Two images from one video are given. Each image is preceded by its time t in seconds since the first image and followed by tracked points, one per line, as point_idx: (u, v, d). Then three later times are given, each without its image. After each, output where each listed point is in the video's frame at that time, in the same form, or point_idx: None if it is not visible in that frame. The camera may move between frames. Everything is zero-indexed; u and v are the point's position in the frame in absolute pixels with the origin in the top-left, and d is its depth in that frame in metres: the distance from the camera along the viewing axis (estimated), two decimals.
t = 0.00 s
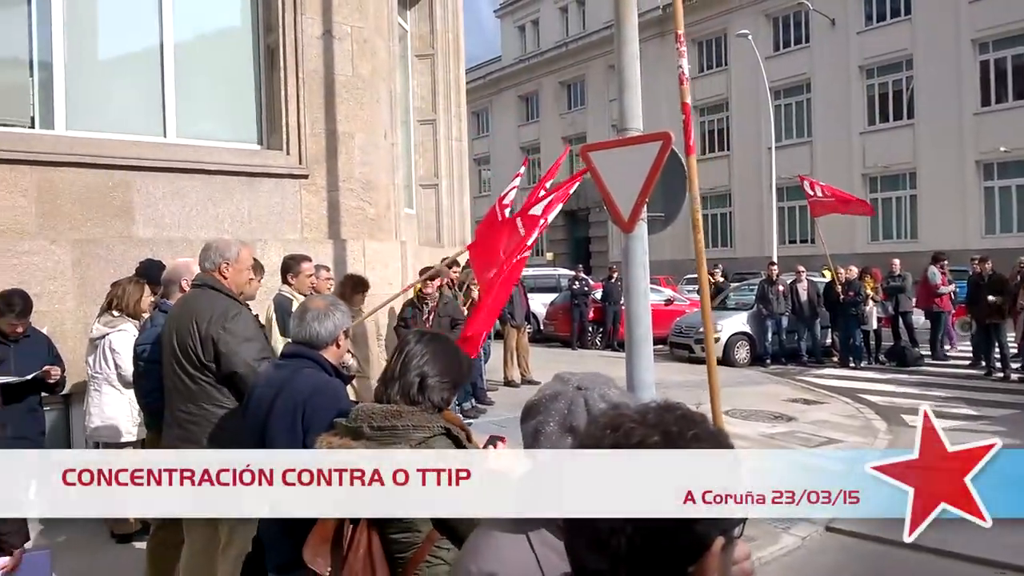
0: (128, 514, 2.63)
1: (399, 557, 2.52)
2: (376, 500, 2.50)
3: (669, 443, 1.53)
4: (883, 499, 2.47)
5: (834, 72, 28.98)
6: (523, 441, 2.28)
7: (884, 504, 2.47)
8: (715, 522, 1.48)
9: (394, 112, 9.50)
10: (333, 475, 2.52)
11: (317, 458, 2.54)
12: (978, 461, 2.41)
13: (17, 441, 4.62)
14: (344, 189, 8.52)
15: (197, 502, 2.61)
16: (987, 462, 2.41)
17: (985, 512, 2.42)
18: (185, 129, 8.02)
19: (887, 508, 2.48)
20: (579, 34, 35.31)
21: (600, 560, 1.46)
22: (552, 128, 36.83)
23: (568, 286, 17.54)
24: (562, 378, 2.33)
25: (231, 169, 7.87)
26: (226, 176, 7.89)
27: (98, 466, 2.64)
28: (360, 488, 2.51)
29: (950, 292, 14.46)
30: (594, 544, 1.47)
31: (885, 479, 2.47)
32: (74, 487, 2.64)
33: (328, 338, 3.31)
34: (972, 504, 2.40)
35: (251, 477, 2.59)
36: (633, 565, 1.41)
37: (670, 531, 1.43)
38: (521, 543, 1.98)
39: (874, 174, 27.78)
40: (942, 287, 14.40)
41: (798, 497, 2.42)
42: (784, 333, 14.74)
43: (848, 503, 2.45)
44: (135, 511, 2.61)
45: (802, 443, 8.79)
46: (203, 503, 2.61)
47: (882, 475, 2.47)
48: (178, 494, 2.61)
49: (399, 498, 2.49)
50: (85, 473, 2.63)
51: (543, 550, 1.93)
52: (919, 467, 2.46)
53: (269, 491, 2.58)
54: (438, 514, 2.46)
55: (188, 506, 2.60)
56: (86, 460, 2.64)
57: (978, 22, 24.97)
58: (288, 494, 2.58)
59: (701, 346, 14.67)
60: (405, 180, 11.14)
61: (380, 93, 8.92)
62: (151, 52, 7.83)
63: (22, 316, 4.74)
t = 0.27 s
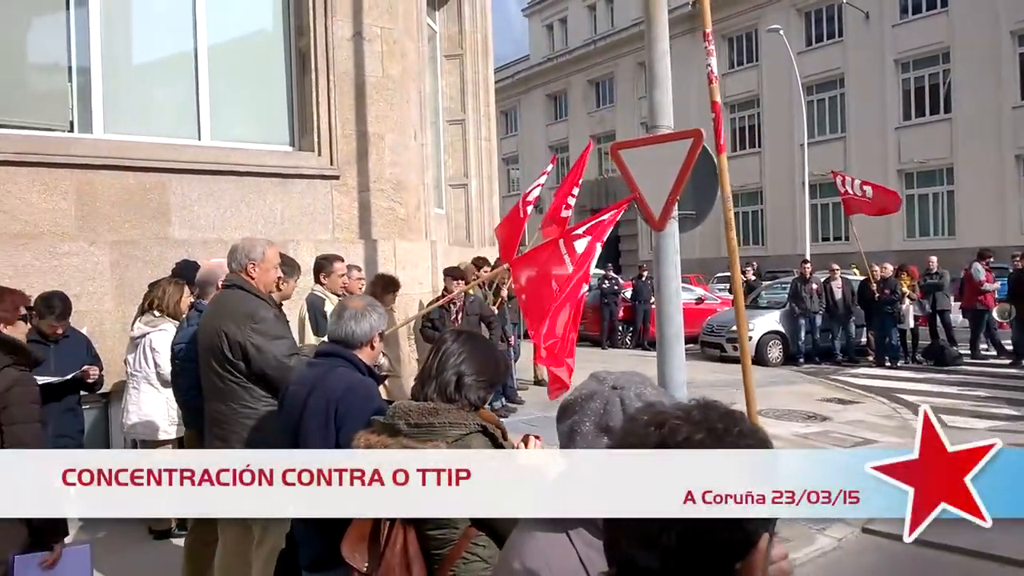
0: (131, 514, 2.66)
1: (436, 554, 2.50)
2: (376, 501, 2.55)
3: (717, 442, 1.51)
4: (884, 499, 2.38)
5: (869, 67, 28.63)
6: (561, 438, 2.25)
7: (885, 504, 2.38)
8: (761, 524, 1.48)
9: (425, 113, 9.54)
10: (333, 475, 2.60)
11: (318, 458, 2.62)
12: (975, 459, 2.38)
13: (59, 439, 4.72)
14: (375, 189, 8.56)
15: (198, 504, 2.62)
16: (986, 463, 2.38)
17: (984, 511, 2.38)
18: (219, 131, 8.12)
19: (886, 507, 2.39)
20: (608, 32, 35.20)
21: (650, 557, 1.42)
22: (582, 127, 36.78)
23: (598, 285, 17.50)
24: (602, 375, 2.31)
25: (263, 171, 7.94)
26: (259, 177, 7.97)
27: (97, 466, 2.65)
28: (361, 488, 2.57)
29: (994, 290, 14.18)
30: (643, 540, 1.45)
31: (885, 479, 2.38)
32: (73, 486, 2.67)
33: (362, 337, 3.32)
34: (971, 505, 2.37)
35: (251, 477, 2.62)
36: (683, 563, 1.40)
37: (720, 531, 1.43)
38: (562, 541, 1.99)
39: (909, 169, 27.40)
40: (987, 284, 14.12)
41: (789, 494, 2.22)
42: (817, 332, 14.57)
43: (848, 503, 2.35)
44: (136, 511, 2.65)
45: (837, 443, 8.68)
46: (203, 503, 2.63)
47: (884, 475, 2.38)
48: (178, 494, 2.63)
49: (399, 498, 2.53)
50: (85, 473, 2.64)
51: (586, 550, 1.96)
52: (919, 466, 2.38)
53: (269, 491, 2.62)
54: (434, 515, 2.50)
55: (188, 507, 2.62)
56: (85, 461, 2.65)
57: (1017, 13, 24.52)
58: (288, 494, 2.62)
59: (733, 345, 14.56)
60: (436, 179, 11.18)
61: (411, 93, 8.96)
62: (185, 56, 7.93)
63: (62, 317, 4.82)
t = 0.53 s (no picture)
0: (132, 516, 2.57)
1: (467, 551, 2.53)
2: (376, 500, 2.53)
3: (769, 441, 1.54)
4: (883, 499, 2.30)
5: (897, 62, 28.32)
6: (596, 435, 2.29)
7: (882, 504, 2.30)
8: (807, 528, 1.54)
9: (450, 112, 9.56)
10: (334, 475, 2.54)
11: (318, 458, 2.55)
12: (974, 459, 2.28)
13: (90, 437, 4.74)
14: (402, 189, 8.60)
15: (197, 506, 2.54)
16: (988, 462, 2.28)
17: (984, 511, 2.29)
18: (248, 133, 8.19)
19: (885, 506, 2.30)
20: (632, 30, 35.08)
21: (709, 554, 1.42)
22: (606, 125, 36.71)
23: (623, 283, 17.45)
24: (637, 371, 2.33)
25: (291, 172, 8.00)
26: (288, 178, 8.03)
27: (97, 466, 2.56)
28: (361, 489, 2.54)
29: None
30: (705, 540, 1.45)
31: (885, 478, 2.30)
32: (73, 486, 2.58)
33: (378, 335, 3.34)
34: (972, 505, 2.27)
35: (251, 477, 2.55)
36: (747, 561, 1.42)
37: (780, 532, 1.46)
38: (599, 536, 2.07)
39: (939, 165, 27.05)
40: None
41: (785, 494, 1.95)
42: (845, 330, 14.42)
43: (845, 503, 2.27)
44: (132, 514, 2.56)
45: (867, 441, 8.59)
46: (201, 504, 2.55)
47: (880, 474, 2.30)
48: (175, 494, 2.54)
49: (400, 498, 2.52)
50: (85, 473, 2.56)
51: (625, 545, 2.05)
52: (920, 466, 2.30)
53: (269, 491, 2.55)
54: (450, 513, 2.50)
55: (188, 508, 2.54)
56: (85, 460, 2.57)
57: None
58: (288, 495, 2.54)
59: (760, 343, 14.46)
60: (461, 179, 11.22)
61: (436, 93, 9.00)
62: (213, 59, 8.00)
63: (94, 317, 4.90)
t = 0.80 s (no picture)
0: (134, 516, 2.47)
1: (487, 552, 2.54)
2: (377, 501, 2.42)
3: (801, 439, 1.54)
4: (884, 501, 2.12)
5: (922, 59, 28.04)
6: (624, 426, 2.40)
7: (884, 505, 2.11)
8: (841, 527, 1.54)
9: (471, 112, 9.58)
10: (334, 475, 2.42)
11: (318, 457, 2.42)
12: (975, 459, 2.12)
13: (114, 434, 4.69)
14: (423, 188, 8.62)
15: (198, 506, 2.45)
16: (989, 462, 2.11)
17: (985, 511, 2.12)
18: (270, 133, 8.24)
19: (884, 508, 2.11)
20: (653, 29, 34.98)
21: (740, 554, 1.41)
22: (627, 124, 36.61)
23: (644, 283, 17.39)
24: (663, 366, 2.47)
25: (313, 171, 8.03)
26: (309, 177, 8.06)
27: (97, 465, 2.47)
28: (361, 489, 2.42)
29: None
30: (738, 542, 1.43)
31: (885, 479, 2.12)
32: (73, 487, 2.48)
33: (397, 335, 3.34)
34: (972, 505, 2.11)
35: (250, 477, 2.43)
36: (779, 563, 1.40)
37: (814, 531, 1.45)
38: (632, 533, 2.12)
39: (965, 163, 26.72)
40: None
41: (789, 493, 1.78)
42: (870, 330, 14.27)
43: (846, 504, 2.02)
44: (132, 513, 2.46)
45: (892, 443, 8.48)
46: (200, 503, 2.45)
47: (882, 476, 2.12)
48: (176, 494, 2.45)
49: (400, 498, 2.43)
50: (85, 473, 2.47)
51: (659, 541, 2.09)
52: (920, 467, 2.13)
53: (268, 491, 2.44)
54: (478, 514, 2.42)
55: (188, 508, 2.45)
56: (85, 459, 2.48)
57: None
58: (287, 495, 2.43)
59: (783, 343, 14.34)
60: (483, 179, 11.23)
61: (457, 93, 9.01)
62: (236, 60, 8.05)
63: (119, 316, 4.97)
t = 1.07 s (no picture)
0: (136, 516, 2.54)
1: (506, 553, 2.52)
2: (377, 501, 2.50)
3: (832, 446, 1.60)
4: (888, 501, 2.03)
5: (949, 61, 27.79)
6: (649, 423, 2.41)
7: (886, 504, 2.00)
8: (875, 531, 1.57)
9: (493, 114, 9.61)
10: (334, 475, 2.50)
11: (318, 458, 2.50)
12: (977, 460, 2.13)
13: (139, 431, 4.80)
14: (444, 190, 8.65)
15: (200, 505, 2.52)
16: (989, 463, 2.15)
17: (983, 512, 2.15)
18: (295, 134, 8.30)
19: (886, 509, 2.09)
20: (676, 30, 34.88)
21: (772, 555, 1.45)
22: (649, 126, 36.53)
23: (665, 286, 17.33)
24: (690, 366, 2.46)
25: (337, 173, 8.08)
26: (333, 178, 8.10)
27: (96, 466, 2.54)
28: (362, 488, 2.50)
29: None
30: (767, 542, 1.47)
31: (885, 478, 2.05)
32: (73, 487, 2.54)
33: (418, 337, 3.36)
34: (971, 505, 2.14)
35: (251, 477, 2.50)
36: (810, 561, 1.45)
37: (841, 532, 1.50)
38: (660, 532, 2.12)
39: (993, 167, 26.44)
40: None
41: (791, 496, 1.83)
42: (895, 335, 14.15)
43: (849, 503, 1.83)
44: (135, 513, 2.53)
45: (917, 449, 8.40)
46: (202, 503, 2.52)
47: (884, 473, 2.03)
48: (176, 494, 2.51)
49: (400, 498, 2.50)
50: (85, 473, 2.53)
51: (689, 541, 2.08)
52: (920, 466, 2.13)
53: (269, 491, 2.50)
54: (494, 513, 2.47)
55: (191, 508, 2.51)
56: (84, 459, 2.54)
57: None
58: (288, 494, 2.51)
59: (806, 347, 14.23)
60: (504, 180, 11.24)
61: (480, 94, 9.04)
62: (261, 62, 8.13)
63: (145, 314, 5.00)
